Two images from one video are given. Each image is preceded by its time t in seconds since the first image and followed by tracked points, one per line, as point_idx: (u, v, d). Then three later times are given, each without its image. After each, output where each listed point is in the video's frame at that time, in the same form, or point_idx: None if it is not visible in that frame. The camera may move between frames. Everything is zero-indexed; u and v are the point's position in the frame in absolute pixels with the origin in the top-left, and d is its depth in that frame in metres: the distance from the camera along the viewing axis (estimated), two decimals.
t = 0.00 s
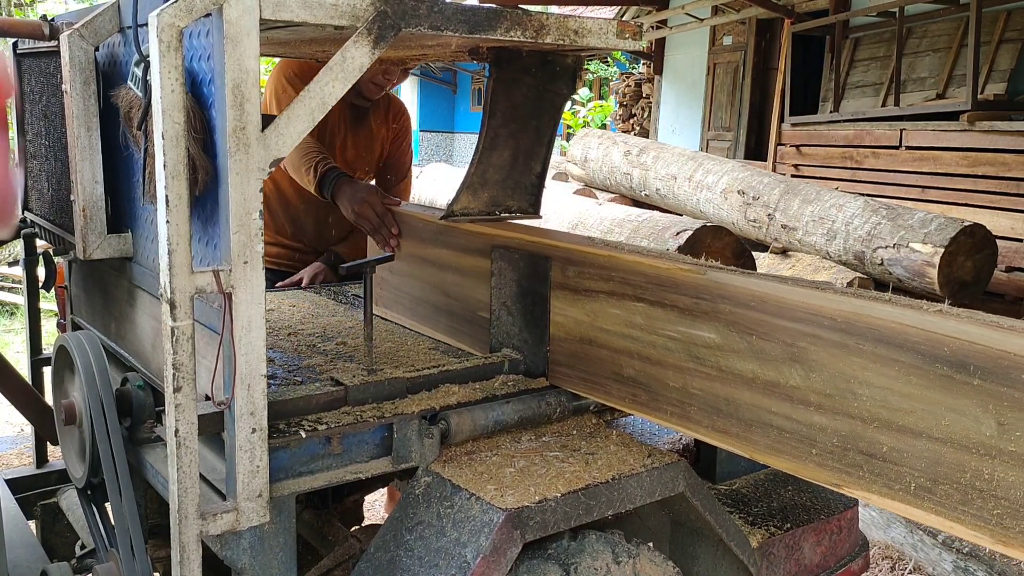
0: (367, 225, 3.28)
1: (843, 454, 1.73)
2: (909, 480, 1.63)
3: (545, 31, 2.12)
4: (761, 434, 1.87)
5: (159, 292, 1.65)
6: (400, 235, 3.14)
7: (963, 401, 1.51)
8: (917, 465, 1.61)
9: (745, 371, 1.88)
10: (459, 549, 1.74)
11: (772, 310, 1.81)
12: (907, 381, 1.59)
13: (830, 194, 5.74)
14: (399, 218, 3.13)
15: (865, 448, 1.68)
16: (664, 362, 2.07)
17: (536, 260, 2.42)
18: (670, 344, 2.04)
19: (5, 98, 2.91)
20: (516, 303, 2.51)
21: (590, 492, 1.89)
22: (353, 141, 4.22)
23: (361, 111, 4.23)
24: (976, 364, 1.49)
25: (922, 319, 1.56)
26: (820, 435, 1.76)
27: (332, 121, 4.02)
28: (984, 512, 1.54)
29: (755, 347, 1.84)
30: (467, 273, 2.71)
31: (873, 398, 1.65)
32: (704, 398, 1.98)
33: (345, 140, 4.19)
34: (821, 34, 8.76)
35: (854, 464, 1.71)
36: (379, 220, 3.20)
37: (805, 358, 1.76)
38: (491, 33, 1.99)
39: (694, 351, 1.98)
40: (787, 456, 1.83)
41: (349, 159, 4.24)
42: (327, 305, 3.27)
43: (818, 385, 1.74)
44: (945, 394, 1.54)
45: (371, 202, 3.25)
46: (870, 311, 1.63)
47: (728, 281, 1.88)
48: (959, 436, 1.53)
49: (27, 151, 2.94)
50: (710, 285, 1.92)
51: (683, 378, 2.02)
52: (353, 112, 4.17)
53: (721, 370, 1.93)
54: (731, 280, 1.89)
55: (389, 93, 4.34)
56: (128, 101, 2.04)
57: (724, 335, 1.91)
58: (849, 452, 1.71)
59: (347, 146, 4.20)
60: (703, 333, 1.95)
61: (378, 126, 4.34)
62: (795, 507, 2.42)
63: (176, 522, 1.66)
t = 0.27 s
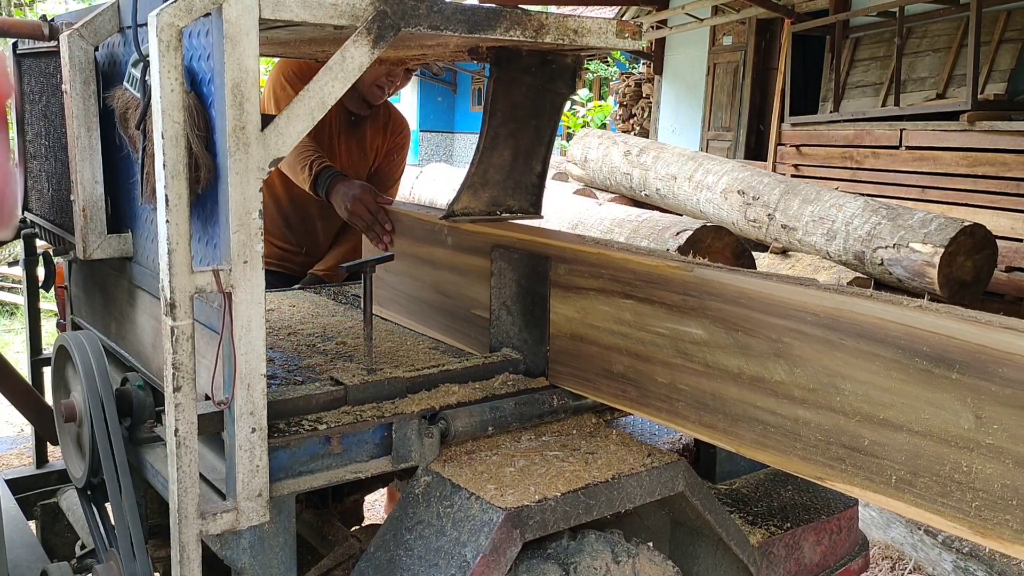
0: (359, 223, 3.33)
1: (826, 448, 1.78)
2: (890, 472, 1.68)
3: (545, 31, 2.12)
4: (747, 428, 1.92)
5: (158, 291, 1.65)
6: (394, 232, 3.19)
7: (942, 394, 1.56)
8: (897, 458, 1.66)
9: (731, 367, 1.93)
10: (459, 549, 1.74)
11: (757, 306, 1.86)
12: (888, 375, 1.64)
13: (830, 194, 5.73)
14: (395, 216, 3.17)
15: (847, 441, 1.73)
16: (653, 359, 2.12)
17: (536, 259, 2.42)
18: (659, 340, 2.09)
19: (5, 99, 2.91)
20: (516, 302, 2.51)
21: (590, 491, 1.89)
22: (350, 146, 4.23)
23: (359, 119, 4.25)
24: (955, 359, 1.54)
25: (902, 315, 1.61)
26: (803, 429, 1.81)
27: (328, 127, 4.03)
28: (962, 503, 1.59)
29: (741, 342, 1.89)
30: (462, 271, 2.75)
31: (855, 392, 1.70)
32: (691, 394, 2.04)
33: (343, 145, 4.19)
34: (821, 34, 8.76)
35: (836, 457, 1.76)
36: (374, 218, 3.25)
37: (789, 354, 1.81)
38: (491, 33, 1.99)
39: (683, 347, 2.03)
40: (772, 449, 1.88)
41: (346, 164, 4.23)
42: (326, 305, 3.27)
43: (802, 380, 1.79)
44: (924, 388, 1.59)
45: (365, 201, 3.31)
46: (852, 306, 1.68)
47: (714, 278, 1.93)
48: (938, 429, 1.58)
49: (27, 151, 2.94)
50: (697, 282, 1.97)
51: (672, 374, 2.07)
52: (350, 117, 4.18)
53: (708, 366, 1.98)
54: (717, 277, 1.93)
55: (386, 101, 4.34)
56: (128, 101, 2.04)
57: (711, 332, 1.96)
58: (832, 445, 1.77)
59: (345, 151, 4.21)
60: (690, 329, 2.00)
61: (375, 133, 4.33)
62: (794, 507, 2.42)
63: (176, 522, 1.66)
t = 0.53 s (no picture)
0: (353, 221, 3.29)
1: (809, 441, 1.80)
2: (870, 466, 1.71)
3: (545, 31, 2.12)
4: (732, 423, 1.95)
5: (159, 292, 1.65)
6: (388, 229, 3.20)
7: (921, 388, 1.59)
8: (877, 451, 1.69)
9: (716, 362, 1.95)
10: (459, 548, 1.74)
11: (740, 302, 1.88)
12: (868, 370, 1.67)
13: (830, 194, 5.73)
14: (388, 213, 3.20)
15: (829, 435, 1.76)
16: (641, 354, 2.14)
17: (536, 259, 2.43)
18: (646, 336, 2.12)
19: (5, 99, 2.91)
20: (516, 302, 2.51)
21: (590, 491, 1.89)
22: (349, 145, 4.22)
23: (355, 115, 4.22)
24: (932, 354, 1.56)
25: (881, 311, 1.63)
26: (787, 424, 1.84)
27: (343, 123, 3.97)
28: (940, 495, 1.62)
29: (726, 338, 1.92)
30: (456, 270, 2.79)
31: (836, 386, 1.73)
32: (678, 389, 2.06)
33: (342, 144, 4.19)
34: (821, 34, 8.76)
35: (818, 451, 1.79)
36: (366, 215, 3.24)
37: (773, 349, 1.83)
38: (491, 33, 1.99)
39: (669, 343, 2.06)
40: (756, 444, 1.91)
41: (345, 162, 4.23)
42: (326, 305, 3.27)
43: (785, 375, 1.82)
44: (903, 382, 1.62)
45: (356, 197, 3.28)
46: (832, 302, 1.71)
47: (699, 274, 1.95)
48: (916, 423, 1.61)
49: (27, 151, 2.94)
50: (682, 279, 1.99)
51: (659, 369, 2.10)
52: (348, 116, 4.17)
53: (693, 362, 2.01)
54: (702, 274, 1.96)
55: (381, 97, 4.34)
56: (128, 101, 2.04)
57: (697, 328, 1.98)
58: (814, 439, 1.79)
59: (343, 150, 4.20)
60: (677, 325, 2.03)
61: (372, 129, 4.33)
62: (794, 506, 2.42)
63: (176, 522, 1.66)
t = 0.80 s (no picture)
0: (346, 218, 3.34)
1: (793, 436, 1.83)
2: (852, 460, 1.73)
3: (545, 31, 2.12)
4: (719, 419, 1.97)
5: (159, 292, 1.65)
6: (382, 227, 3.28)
7: (901, 383, 1.61)
8: (859, 445, 1.71)
9: (703, 359, 1.98)
10: (460, 548, 1.74)
11: (727, 299, 1.91)
12: (850, 365, 1.69)
13: (830, 194, 5.73)
14: (382, 211, 3.26)
15: (812, 430, 1.79)
16: (630, 351, 2.17)
17: (536, 259, 2.43)
18: (635, 333, 2.14)
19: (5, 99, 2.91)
20: (516, 302, 2.51)
21: (590, 491, 1.89)
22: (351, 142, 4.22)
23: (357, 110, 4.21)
24: (912, 349, 1.59)
25: (863, 307, 1.66)
26: (771, 419, 1.86)
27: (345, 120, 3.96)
28: (919, 488, 1.63)
29: (713, 335, 1.94)
30: (451, 267, 2.81)
31: (819, 381, 1.75)
32: (666, 385, 2.09)
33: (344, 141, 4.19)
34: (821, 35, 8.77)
35: (802, 445, 1.81)
36: (361, 212, 3.30)
37: (758, 346, 1.85)
38: (491, 33, 1.99)
39: (658, 339, 2.08)
40: (743, 439, 1.93)
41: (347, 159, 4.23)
42: (326, 305, 3.27)
43: (770, 370, 1.84)
44: (884, 377, 1.64)
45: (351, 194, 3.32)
46: (816, 298, 1.73)
47: (687, 272, 1.98)
48: (896, 417, 1.63)
49: (27, 151, 2.94)
50: (670, 277, 2.02)
51: (647, 366, 2.12)
52: (349, 113, 4.18)
53: (681, 358, 2.03)
54: (690, 272, 1.99)
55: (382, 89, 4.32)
56: (128, 101, 2.04)
57: (685, 325, 2.01)
58: (798, 434, 1.82)
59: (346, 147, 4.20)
60: (665, 322, 2.05)
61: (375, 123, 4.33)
62: (794, 506, 2.42)
63: (177, 521, 1.66)
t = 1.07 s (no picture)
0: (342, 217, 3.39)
1: (778, 432, 1.86)
2: (836, 455, 1.76)
3: (545, 31, 2.12)
4: (707, 415, 2.00)
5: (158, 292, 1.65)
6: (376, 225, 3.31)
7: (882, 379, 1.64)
8: (842, 441, 1.74)
9: (691, 356, 2.01)
10: (459, 548, 1.74)
11: (714, 297, 1.94)
12: (833, 362, 1.72)
13: (830, 194, 5.73)
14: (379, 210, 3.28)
15: (797, 426, 1.82)
16: (619, 348, 2.20)
17: (536, 260, 2.43)
18: (625, 331, 2.18)
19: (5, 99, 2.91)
20: (516, 303, 2.51)
21: (590, 491, 1.89)
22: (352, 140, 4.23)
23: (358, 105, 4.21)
24: (893, 346, 1.62)
25: (846, 305, 1.69)
26: (757, 415, 1.89)
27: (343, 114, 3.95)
28: (901, 483, 1.66)
29: (700, 333, 1.98)
30: (446, 267, 2.83)
31: (804, 378, 1.78)
32: (655, 382, 2.12)
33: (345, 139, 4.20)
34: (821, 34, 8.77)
35: (787, 441, 1.84)
36: (356, 210, 3.33)
37: (744, 343, 1.89)
38: (491, 33, 1.99)
39: (647, 337, 2.12)
40: (730, 435, 1.96)
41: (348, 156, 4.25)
42: (326, 305, 3.27)
43: (756, 367, 1.87)
44: (866, 373, 1.67)
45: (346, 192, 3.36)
46: (800, 296, 1.76)
47: (674, 270, 2.02)
48: (878, 413, 1.66)
49: (27, 151, 2.94)
50: (659, 276, 2.06)
51: (637, 363, 2.16)
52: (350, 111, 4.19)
53: (669, 355, 2.06)
54: (679, 271, 2.02)
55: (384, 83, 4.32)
56: (128, 101, 2.04)
57: (673, 323, 2.04)
58: (783, 430, 1.85)
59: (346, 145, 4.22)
60: (654, 320, 2.09)
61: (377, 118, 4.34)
62: (794, 507, 2.42)
63: (177, 522, 1.66)
